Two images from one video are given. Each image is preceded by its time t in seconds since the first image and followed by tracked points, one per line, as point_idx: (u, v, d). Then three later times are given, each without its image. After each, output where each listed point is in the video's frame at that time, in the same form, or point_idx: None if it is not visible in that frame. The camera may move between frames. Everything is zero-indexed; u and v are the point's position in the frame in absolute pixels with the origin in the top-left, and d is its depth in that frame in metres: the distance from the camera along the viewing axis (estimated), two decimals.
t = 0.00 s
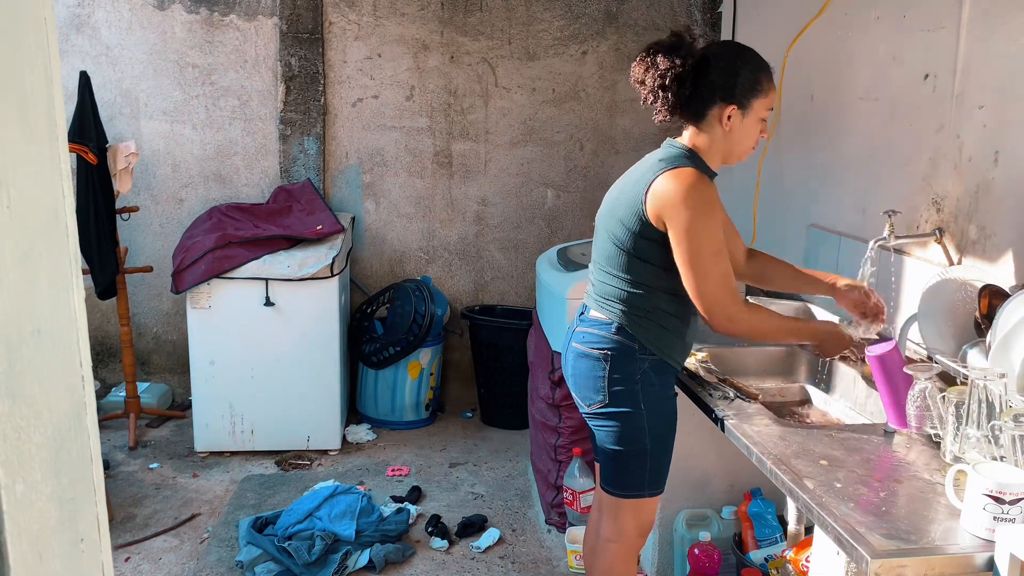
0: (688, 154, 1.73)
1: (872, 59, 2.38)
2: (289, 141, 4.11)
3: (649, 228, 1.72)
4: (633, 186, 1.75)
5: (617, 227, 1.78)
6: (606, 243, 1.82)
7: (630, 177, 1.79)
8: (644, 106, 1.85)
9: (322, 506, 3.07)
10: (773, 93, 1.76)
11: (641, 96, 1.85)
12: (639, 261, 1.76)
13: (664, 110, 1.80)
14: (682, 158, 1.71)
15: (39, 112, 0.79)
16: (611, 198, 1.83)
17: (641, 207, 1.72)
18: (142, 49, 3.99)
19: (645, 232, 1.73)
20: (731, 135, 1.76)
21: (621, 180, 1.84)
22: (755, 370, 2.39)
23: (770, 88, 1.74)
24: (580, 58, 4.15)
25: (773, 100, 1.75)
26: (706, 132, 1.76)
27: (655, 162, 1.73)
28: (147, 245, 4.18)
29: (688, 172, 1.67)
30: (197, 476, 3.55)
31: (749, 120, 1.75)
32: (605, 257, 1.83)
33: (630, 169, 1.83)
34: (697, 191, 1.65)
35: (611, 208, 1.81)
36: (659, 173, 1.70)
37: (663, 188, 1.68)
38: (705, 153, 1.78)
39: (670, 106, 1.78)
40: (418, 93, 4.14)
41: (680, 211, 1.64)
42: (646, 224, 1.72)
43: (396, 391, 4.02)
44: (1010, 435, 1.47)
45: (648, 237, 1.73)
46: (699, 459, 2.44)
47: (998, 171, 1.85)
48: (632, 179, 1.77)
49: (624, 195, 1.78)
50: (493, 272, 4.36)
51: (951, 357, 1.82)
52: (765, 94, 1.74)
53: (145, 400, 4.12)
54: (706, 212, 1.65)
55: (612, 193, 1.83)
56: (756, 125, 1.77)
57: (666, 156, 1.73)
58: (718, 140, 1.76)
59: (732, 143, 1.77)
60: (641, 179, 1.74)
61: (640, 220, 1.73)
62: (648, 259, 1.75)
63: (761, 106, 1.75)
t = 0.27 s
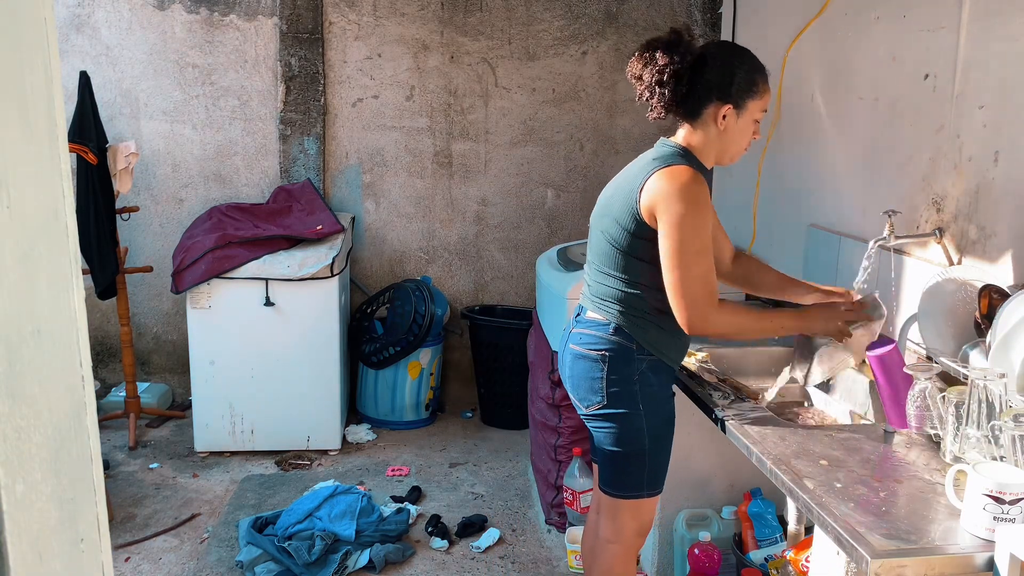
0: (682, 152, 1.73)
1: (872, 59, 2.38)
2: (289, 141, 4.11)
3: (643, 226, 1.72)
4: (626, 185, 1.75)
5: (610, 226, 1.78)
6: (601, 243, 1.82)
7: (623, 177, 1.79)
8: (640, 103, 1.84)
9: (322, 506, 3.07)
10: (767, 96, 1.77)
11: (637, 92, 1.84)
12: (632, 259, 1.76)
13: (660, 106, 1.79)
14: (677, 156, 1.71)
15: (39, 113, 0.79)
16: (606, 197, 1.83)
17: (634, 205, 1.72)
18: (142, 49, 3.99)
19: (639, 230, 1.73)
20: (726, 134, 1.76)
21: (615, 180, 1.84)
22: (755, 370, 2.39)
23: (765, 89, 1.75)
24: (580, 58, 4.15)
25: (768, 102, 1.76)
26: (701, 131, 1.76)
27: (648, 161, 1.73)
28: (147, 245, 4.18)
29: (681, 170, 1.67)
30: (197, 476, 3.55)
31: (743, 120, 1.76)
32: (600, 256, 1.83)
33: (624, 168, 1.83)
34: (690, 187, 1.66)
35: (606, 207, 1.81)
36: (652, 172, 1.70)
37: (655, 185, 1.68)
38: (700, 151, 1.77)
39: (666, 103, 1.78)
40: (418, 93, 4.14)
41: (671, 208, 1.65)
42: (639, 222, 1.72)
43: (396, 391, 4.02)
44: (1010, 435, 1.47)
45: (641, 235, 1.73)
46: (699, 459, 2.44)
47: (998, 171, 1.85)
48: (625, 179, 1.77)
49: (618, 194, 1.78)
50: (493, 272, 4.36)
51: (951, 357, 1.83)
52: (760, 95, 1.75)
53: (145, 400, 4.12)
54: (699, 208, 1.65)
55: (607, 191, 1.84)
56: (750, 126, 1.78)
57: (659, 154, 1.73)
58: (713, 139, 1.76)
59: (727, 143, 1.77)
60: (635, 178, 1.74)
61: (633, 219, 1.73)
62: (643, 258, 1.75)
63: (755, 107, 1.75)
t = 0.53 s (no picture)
0: (691, 154, 1.74)
1: (872, 59, 2.38)
2: (289, 141, 4.11)
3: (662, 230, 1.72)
4: (642, 189, 1.74)
5: (626, 230, 1.77)
6: (614, 247, 1.81)
7: (633, 181, 1.78)
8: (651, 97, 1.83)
9: (322, 506, 3.07)
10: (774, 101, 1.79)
11: (649, 88, 1.83)
12: (648, 262, 1.75)
13: (671, 104, 1.78)
14: (687, 158, 1.72)
15: (39, 112, 0.79)
16: (616, 200, 1.81)
17: (655, 208, 1.71)
18: (142, 49, 3.99)
19: (658, 234, 1.72)
20: (733, 136, 1.78)
21: (621, 183, 1.83)
22: (755, 371, 2.39)
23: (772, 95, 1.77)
24: (580, 58, 4.15)
25: (774, 107, 1.78)
26: (709, 132, 1.76)
27: (664, 165, 1.72)
28: (147, 245, 4.18)
29: (700, 176, 1.68)
30: (197, 477, 3.55)
31: (750, 123, 1.78)
32: (612, 261, 1.81)
33: (629, 172, 1.82)
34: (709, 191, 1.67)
35: (617, 211, 1.80)
36: (671, 178, 1.69)
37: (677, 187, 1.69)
38: (706, 152, 1.78)
39: (679, 102, 1.76)
40: (418, 93, 4.14)
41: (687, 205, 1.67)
42: (660, 226, 1.71)
43: (396, 391, 4.02)
44: (1010, 435, 1.47)
45: (660, 238, 1.73)
46: (699, 459, 2.44)
47: (998, 171, 1.85)
48: (639, 183, 1.76)
49: (631, 198, 1.76)
50: (493, 272, 4.36)
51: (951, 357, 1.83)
52: (768, 100, 1.77)
53: (145, 400, 4.12)
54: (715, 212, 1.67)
55: (617, 195, 1.82)
56: (756, 130, 1.80)
57: (672, 157, 1.73)
58: (720, 140, 1.77)
59: (732, 145, 1.79)
60: (650, 182, 1.73)
61: (653, 222, 1.72)
62: (660, 262, 1.75)
63: (762, 112, 1.77)
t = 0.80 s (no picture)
0: (715, 158, 1.72)
1: (872, 59, 2.38)
2: (289, 141, 4.11)
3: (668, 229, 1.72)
4: (655, 187, 1.75)
5: (636, 227, 1.78)
6: (623, 244, 1.82)
7: (650, 180, 1.79)
8: (674, 110, 1.84)
9: (322, 506, 3.07)
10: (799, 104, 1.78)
11: (672, 98, 1.83)
12: (654, 260, 1.76)
13: (696, 112, 1.78)
14: (708, 160, 1.70)
15: (39, 112, 0.79)
16: (633, 198, 1.83)
17: (663, 207, 1.72)
18: (142, 49, 3.99)
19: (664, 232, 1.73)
20: (760, 140, 1.77)
21: (642, 181, 1.83)
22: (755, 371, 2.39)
23: (797, 99, 1.76)
24: (580, 58, 4.15)
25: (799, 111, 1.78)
26: (735, 137, 1.76)
27: (679, 165, 1.72)
28: (147, 245, 4.18)
29: (712, 173, 1.67)
30: (197, 476, 3.55)
31: (777, 127, 1.77)
32: (622, 256, 1.82)
33: (653, 171, 1.82)
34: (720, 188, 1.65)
35: (633, 208, 1.81)
36: (681, 177, 1.69)
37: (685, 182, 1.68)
38: (732, 157, 1.77)
39: (704, 109, 1.76)
40: (418, 93, 4.14)
41: (690, 198, 1.66)
42: (666, 224, 1.72)
43: (396, 391, 4.02)
44: (1010, 435, 1.47)
45: (666, 237, 1.73)
46: (700, 459, 2.44)
47: (998, 171, 1.85)
48: (655, 182, 1.76)
49: (645, 196, 1.77)
50: (493, 272, 4.36)
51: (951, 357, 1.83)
52: (793, 103, 1.76)
53: (145, 400, 4.12)
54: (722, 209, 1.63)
55: (635, 193, 1.83)
56: (782, 134, 1.79)
57: (691, 159, 1.72)
58: (747, 145, 1.76)
59: (759, 150, 1.78)
60: (664, 181, 1.73)
61: (660, 220, 1.72)
62: (665, 261, 1.75)
63: (789, 115, 1.76)
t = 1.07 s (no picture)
0: (698, 156, 1.72)
1: (872, 59, 2.38)
2: (289, 141, 4.11)
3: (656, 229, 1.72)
4: (640, 189, 1.74)
5: (623, 229, 1.78)
6: (611, 245, 1.82)
7: (634, 181, 1.78)
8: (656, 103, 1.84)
9: (322, 506, 3.07)
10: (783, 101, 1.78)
11: (654, 93, 1.83)
12: (643, 261, 1.76)
13: (678, 109, 1.79)
14: (693, 159, 1.71)
15: (40, 112, 0.80)
16: (617, 199, 1.82)
17: (649, 209, 1.71)
18: (142, 49, 3.99)
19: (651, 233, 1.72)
20: (741, 138, 1.77)
21: (627, 181, 1.83)
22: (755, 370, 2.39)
23: (780, 97, 1.76)
24: (580, 58, 4.15)
25: (782, 108, 1.78)
26: (717, 135, 1.76)
27: (664, 164, 1.72)
28: (147, 245, 4.18)
29: (697, 172, 1.67)
30: (196, 476, 3.55)
31: (759, 125, 1.77)
32: (610, 258, 1.82)
33: (636, 171, 1.82)
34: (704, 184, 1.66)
35: (618, 208, 1.80)
36: (665, 178, 1.69)
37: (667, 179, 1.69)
38: (714, 154, 1.78)
39: (686, 105, 1.76)
40: (418, 93, 4.14)
41: (668, 197, 1.67)
42: (654, 226, 1.71)
43: (396, 391, 4.02)
44: (1010, 435, 1.47)
45: (654, 238, 1.73)
46: (699, 459, 2.44)
47: (998, 171, 1.85)
48: (640, 182, 1.76)
49: (630, 196, 1.77)
50: (493, 272, 4.36)
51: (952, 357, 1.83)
52: (776, 102, 1.76)
53: (145, 400, 4.12)
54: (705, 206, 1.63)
55: (619, 194, 1.82)
56: (763, 132, 1.79)
57: (675, 158, 1.72)
58: (728, 142, 1.77)
59: (741, 148, 1.79)
60: (649, 181, 1.73)
61: (647, 223, 1.72)
62: (654, 261, 1.75)
63: (770, 113, 1.77)
